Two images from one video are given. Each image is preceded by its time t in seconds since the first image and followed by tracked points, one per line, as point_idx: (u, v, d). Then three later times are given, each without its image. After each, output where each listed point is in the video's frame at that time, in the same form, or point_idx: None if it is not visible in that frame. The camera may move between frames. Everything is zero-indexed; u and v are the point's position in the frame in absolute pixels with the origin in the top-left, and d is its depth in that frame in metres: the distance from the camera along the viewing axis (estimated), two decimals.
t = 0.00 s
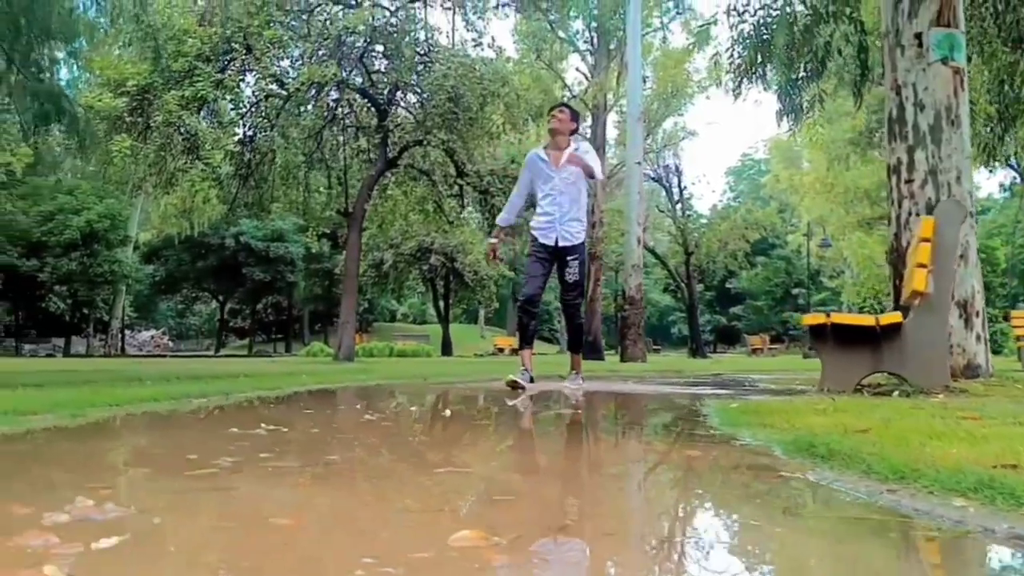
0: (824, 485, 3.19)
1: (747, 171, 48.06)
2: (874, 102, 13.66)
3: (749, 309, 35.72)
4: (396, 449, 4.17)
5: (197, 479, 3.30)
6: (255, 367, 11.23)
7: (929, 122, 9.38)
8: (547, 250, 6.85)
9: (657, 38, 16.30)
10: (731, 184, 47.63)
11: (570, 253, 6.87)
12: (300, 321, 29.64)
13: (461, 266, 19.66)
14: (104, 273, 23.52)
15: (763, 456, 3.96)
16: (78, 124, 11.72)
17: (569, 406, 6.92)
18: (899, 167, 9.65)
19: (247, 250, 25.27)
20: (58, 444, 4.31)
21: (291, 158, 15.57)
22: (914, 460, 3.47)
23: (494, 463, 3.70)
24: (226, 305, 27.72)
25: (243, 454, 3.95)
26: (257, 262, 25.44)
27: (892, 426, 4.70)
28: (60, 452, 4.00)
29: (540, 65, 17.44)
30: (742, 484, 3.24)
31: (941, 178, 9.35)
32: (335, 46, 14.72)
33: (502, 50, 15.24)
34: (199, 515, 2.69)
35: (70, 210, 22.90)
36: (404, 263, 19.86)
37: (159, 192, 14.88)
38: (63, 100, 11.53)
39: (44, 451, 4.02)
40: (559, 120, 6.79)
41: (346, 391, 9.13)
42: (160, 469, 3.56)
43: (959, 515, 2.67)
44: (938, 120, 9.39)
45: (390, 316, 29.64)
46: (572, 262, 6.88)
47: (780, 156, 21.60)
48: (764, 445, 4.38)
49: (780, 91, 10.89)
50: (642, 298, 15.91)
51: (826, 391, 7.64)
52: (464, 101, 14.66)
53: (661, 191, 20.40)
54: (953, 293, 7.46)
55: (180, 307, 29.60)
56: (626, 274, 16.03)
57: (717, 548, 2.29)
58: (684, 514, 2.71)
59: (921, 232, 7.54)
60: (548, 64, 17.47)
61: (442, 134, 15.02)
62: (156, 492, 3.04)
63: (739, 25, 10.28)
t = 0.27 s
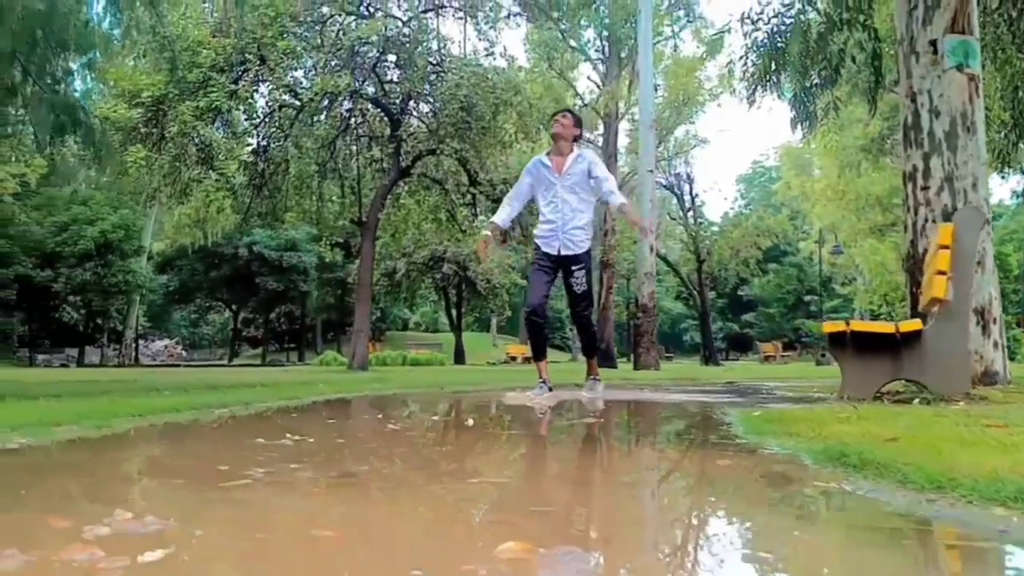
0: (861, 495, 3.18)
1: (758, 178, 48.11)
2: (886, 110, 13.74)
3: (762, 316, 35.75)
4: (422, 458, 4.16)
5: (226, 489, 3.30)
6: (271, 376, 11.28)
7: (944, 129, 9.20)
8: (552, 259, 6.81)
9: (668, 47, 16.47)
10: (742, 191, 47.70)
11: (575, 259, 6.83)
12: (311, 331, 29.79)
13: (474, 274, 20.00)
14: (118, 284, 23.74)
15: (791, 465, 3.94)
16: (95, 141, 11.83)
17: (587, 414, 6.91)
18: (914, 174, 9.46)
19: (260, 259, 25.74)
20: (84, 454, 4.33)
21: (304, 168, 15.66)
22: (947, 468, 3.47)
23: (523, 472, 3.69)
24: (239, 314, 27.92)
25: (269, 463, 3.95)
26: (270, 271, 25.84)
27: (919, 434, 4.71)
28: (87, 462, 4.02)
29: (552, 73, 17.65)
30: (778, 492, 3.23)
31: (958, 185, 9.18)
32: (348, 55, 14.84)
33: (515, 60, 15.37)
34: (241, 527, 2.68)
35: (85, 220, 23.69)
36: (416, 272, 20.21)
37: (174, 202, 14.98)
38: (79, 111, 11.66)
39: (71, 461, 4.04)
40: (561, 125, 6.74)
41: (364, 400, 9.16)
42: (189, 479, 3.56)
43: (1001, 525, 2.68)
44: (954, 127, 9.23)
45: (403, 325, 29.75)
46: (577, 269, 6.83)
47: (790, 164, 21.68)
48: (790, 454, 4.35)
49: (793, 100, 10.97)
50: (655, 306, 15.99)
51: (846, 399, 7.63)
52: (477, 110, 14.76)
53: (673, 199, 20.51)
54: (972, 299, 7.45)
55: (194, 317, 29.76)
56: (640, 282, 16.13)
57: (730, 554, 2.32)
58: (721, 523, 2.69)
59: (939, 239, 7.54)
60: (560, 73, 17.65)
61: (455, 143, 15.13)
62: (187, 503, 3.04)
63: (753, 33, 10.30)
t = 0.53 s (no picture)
0: (921, 513, 2.93)
1: (784, 192, 47.88)
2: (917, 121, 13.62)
3: (790, 331, 35.40)
4: (456, 475, 3.93)
5: (237, 507, 3.11)
6: (294, 394, 11.13)
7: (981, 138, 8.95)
8: (562, 259, 6.03)
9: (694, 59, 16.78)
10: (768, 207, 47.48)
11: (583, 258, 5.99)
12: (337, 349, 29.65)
13: (499, 290, 20.51)
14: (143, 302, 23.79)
15: (848, 480, 3.67)
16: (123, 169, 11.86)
17: (621, 429, 6.67)
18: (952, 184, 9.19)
19: (284, 276, 26.18)
20: (99, 473, 4.18)
21: (329, 185, 15.57)
22: (1011, 484, 3.21)
23: (563, 489, 3.45)
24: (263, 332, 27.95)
25: (296, 483, 3.73)
26: (294, 288, 26.32)
27: (974, 448, 4.44)
28: (107, 484, 3.81)
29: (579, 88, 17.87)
30: (830, 510, 2.99)
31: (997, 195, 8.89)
32: (373, 71, 14.87)
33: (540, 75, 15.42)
34: (252, 548, 2.48)
35: (107, 238, 23.47)
36: (441, 290, 20.63)
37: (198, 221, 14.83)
38: (104, 130, 11.62)
39: (90, 483, 3.84)
40: (574, 122, 6.25)
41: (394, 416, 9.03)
42: (212, 500, 3.35)
43: None
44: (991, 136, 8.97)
45: (426, 341, 29.66)
46: (586, 266, 5.98)
47: (816, 177, 21.51)
48: (842, 467, 4.09)
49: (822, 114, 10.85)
50: (683, 320, 16.06)
51: (886, 417, 7.10)
52: (502, 125, 14.98)
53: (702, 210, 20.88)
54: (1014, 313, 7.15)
55: (218, 334, 29.80)
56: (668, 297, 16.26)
57: None
58: (793, 543, 2.45)
59: (980, 252, 7.28)
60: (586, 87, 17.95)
61: (481, 158, 15.29)
62: (194, 522, 2.85)
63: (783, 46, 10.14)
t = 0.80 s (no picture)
0: (980, 526, 2.93)
1: (804, 205, 47.96)
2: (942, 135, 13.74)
3: (813, 344, 35.38)
4: (503, 486, 3.99)
5: (297, 519, 3.15)
6: (325, 410, 11.25)
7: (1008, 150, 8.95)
8: (567, 277, 6.12)
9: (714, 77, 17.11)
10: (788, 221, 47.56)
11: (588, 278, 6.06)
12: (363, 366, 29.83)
13: (522, 305, 21.09)
14: (171, 320, 24.08)
15: (895, 494, 3.70)
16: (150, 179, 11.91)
17: (657, 443, 6.70)
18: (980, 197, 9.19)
19: (310, 293, 26.62)
20: (153, 486, 4.24)
21: (355, 205, 15.67)
22: None
23: (614, 502, 3.50)
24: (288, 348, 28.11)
25: (348, 494, 3.80)
26: (319, 305, 26.85)
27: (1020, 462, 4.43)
28: (164, 495, 3.91)
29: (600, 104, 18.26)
30: (888, 524, 3.00)
31: None
32: (398, 91, 15.28)
33: (562, 92, 15.64)
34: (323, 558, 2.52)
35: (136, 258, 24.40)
36: (465, 306, 21.16)
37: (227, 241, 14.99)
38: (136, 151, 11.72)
39: (148, 493, 3.93)
40: (586, 135, 6.21)
41: (428, 430, 9.13)
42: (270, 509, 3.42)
43: None
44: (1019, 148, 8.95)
45: (449, 357, 29.84)
46: (587, 288, 6.05)
47: (838, 190, 21.62)
48: (886, 480, 4.12)
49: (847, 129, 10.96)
50: (706, 335, 16.43)
51: (919, 428, 7.37)
52: (525, 142, 15.30)
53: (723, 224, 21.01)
54: None
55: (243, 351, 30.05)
56: (691, 312, 16.54)
57: None
58: (852, 554, 2.49)
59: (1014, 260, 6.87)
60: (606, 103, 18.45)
61: (505, 175, 15.57)
62: (259, 534, 2.89)
63: (807, 61, 10.35)
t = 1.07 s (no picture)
0: None
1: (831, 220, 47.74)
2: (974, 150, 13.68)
3: (841, 361, 35.08)
4: (554, 501, 4.00)
5: (348, 537, 3.17)
6: (358, 428, 11.32)
7: None
8: (583, 279, 5.70)
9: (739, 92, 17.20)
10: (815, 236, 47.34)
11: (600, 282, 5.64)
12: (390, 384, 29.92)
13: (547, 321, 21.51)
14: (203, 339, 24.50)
15: (944, 514, 3.65)
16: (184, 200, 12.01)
17: (697, 459, 6.70)
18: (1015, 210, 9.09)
19: (337, 311, 27.02)
20: (199, 502, 4.29)
21: (381, 224, 15.92)
22: None
23: (666, 517, 3.52)
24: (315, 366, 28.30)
25: (403, 508, 3.86)
26: (346, 324, 27.14)
27: None
28: (213, 512, 3.96)
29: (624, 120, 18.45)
30: (942, 543, 2.96)
31: None
32: (423, 111, 15.34)
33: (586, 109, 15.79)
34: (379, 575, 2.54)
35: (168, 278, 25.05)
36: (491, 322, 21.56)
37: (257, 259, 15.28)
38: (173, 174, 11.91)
39: (197, 510, 3.99)
40: (605, 138, 5.89)
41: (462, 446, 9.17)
42: (330, 525, 3.48)
43: None
44: None
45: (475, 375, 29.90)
46: (608, 287, 5.64)
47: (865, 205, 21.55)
48: (936, 499, 4.07)
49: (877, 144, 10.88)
50: (734, 351, 16.27)
51: (963, 446, 7.23)
52: (551, 160, 15.42)
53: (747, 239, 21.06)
54: None
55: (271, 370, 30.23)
56: (718, 328, 16.48)
57: None
58: None
59: None
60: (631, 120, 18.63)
61: (530, 193, 15.68)
62: (312, 551, 2.92)
63: (838, 75, 10.43)
